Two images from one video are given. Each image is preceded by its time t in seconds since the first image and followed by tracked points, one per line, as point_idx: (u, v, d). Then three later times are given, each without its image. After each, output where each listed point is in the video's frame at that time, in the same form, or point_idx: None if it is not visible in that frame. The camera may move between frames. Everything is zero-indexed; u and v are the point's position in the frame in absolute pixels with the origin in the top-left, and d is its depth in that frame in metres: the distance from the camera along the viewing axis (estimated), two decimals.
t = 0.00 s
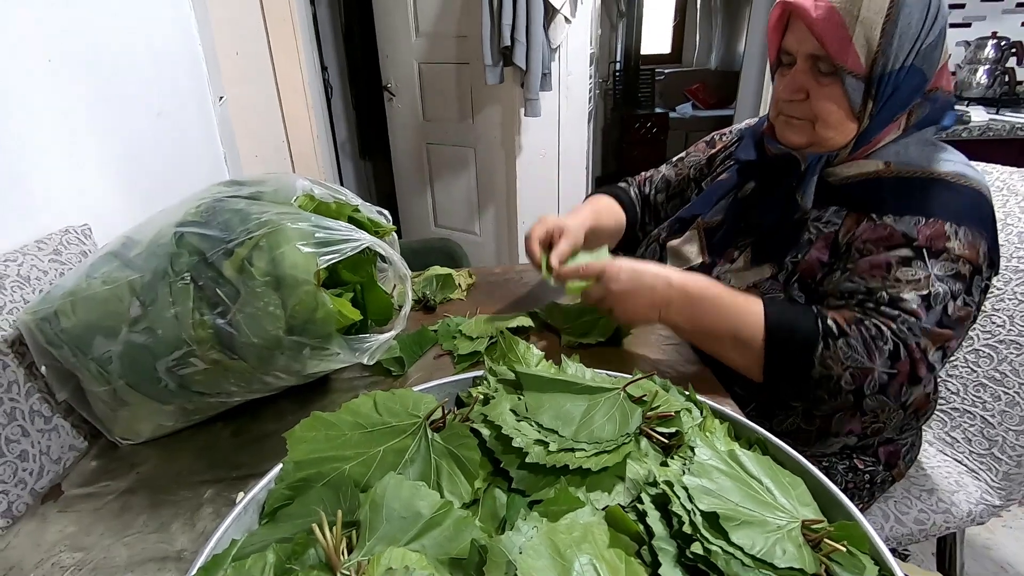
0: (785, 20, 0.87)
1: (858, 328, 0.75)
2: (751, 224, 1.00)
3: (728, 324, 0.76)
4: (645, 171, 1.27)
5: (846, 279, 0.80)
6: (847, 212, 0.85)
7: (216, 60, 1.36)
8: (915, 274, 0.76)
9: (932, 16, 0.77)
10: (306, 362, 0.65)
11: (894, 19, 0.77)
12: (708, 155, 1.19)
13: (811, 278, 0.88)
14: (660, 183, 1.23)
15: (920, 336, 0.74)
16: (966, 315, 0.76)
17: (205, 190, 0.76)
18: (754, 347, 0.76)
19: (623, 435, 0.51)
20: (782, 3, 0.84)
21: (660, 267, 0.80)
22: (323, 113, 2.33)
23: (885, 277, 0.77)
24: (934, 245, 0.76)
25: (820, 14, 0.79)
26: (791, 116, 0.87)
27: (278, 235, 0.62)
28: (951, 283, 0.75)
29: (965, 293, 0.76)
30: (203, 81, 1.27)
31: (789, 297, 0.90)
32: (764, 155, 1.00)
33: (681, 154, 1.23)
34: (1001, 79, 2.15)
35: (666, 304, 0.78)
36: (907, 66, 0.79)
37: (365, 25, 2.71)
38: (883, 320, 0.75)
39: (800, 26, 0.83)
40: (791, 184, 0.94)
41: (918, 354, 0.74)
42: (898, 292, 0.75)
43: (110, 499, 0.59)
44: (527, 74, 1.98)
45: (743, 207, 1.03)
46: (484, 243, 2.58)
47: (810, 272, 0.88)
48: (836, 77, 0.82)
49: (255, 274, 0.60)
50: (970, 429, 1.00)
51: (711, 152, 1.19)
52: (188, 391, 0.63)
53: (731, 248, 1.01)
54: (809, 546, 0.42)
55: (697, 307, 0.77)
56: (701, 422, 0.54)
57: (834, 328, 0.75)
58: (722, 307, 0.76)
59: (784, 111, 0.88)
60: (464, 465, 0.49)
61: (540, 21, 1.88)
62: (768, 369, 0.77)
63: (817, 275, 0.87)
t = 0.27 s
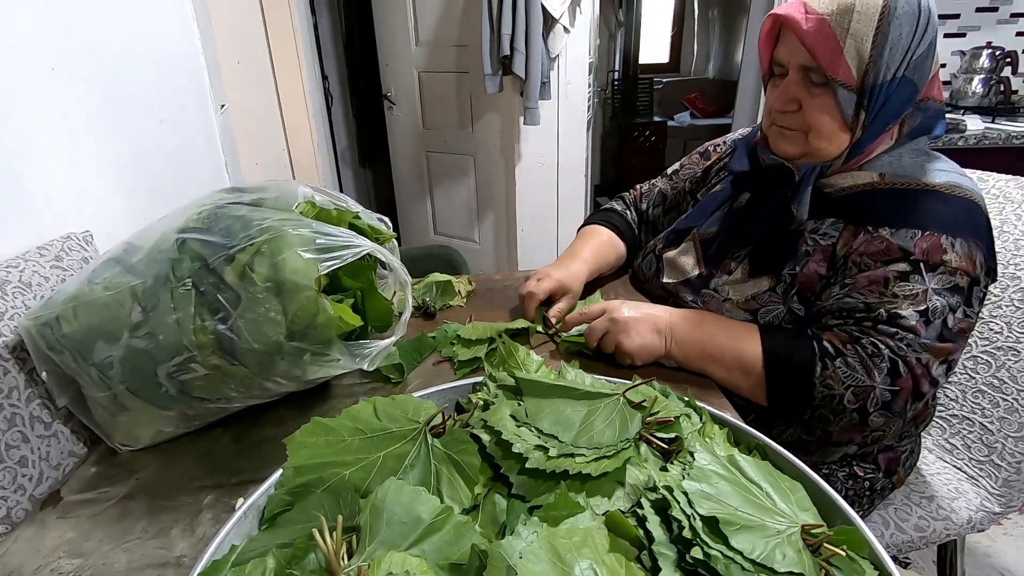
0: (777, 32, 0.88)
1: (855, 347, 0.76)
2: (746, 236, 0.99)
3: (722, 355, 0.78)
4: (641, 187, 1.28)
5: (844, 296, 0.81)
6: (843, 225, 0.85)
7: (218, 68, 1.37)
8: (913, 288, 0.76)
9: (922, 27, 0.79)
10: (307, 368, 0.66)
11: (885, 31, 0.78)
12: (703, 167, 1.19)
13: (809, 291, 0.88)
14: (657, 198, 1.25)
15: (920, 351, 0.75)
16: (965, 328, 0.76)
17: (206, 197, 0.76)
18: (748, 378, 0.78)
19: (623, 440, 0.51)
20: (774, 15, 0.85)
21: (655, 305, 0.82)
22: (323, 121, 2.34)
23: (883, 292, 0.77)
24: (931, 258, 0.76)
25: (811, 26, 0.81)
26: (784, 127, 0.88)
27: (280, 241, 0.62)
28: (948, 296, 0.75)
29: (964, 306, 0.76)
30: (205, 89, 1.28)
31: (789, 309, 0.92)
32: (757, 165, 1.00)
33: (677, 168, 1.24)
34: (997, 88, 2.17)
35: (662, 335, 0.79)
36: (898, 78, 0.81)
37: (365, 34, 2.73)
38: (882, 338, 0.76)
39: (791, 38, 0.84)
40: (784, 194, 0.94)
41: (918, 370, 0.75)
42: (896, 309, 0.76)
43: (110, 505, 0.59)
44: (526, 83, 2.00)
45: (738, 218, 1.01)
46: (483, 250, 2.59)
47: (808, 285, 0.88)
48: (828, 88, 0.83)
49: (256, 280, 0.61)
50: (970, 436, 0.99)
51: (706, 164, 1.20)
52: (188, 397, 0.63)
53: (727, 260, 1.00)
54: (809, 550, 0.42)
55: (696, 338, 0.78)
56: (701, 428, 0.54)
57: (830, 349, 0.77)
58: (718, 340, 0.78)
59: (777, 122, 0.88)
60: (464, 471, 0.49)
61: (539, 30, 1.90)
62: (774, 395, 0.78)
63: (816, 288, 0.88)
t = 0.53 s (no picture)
0: (773, 40, 0.89)
1: (858, 366, 0.76)
2: (742, 245, 0.98)
3: (726, 369, 0.77)
4: (635, 191, 1.28)
5: (845, 311, 0.81)
6: (841, 235, 0.85)
7: (217, 73, 1.38)
8: (914, 302, 0.76)
9: (917, 37, 0.79)
10: (304, 373, 0.65)
11: (880, 39, 0.79)
12: (699, 173, 1.19)
13: (806, 300, 0.89)
14: (652, 203, 1.24)
15: (922, 368, 0.75)
16: (964, 342, 0.77)
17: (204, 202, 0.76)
18: (750, 390, 0.78)
19: (621, 447, 0.51)
20: (770, 23, 0.86)
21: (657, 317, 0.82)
22: (323, 128, 2.35)
23: (884, 307, 0.77)
24: (930, 272, 0.77)
25: (807, 34, 0.81)
26: (780, 134, 0.87)
27: (278, 246, 0.62)
28: (949, 311, 0.76)
29: (963, 320, 0.76)
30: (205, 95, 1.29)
31: (786, 320, 0.92)
32: (753, 174, 0.99)
33: (672, 173, 1.24)
34: (992, 96, 2.19)
35: (666, 348, 0.78)
36: (894, 86, 0.82)
37: (365, 41, 2.74)
38: (884, 355, 0.76)
39: (787, 46, 0.84)
40: (781, 204, 0.93)
41: (920, 388, 0.75)
42: (898, 326, 0.76)
43: (105, 511, 0.59)
44: (524, 89, 2.00)
45: (734, 227, 1.01)
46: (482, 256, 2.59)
47: (806, 295, 0.89)
48: (823, 96, 0.83)
49: (254, 285, 0.60)
50: (968, 443, 0.99)
51: (702, 170, 1.20)
52: (185, 402, 0.63)
53: (724, 269, 1.00)
54: (807, 558, 0.42)
55: (699, 351, 0.78)
56: (699, 434, 0.54)
57: (834, 368, 0.77)
58: (721, 353, 0.78)
59: (773, 130, 0.88)
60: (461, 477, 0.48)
61: (538, 37, 1.91)
62: (776, 408, 0.78)
63: (813, 298, 0.88)
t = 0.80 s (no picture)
0: (773, 41, 0.89)
1: (861, 368, 0.76)
2: (744, 248, 0.97)
3: (726, 374, 0.77)
4: (635, 199, 1.27)
5: (847, 313, 0.81)
6: (843, 236, 0.85)
7: (217, 75, 1.38)
8: (916, 303, 0.76)
9: (917, 38, 0.79)
10: (303, 376, 0.65)
11: (880, 40, 0.79)
12: (699, 179, 1.18)
13: (810, 303, 0.88)
14: (653, 209, 1.24)
15: (925, 370, 0.75)
16: (967, 343, 0.77)
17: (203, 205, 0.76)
18: (752, 396, 0.77)
19: (622, 450, 0.51)
20: (770, 23, 0.85)
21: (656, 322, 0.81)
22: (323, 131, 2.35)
23: (886, 308, 0.77)
24: (933, 273, 0.77)
25: (807, 34, 0.81)
26: (781, 136, 0.87)
27: (277, 248, 0.62)
28: (951, 312, 0.75)
29: (966, 321, 0.76)
30: (205, 97, 1.29)
31: (790, 322, 0.91)
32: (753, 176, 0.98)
33: (672, 179, 1.24)
34: (992, 99, 2.19)
35: (665, 356, 0.77)
36: (894, 88, 0.81)
37: (365, 44, 2.75)
38: (887, 358, 0.76)
39: (787, 47, 0.84)
40: (779, 211, 0.91)
41: (922, 390, 0.75)
42: (901, 328, 0.76)
43: (101, 515, 0.58)
44: (524, 93, 2.00)
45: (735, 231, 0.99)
46: (481, 259, 2.59)
47: (809, 297, 0.88)
48: (823, 97, 0.83)
49: (253, 287, 0.60)
50: (970, 447, 0.99)
51: (701, 176, 1.19)
52: (182, 405, 0.63)
53: (726, 273, 0.99)
54: (809, 562, 0.41)
55: (699, 357, 0.77)
56: (700, 437, 0.54)
57: (836, 371, 0.76)
58: (721, 358, 0.78)
59: (773, 131, 0.88)
60: (461, 481, 0.48)
61: (538, 40, 1.91)
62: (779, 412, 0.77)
63: (817, 300, 0.88)
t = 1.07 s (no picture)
0: (773, 40, 0.89)
1: (857, 365, 0.76)
2: (744, 248, 0.97)
3: (725, 373, 0.77)
4: (635, 198, 1.28)
5: (845, 311, 0.81)
6: (842, 236, 0.85)
7: (218, 76, 1.38)
8: (913, 301, 0.76)
9: (915, 37, 0.79)
10: (302, 377, 0.65)
11: (879, 38, 0.79)
12: (700, 180, 1.19)
13: (809, 303, 0.89)
14: (654, 210, 1.24)
15: (921, 367, 0.75)
16: (965, 341, 0.76)
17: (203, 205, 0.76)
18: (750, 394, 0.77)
19: (623, 451, 0.51)
20: (771, 22, 0.86)
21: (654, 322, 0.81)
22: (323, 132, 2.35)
23: (883, 306, 0.77)
24: (930, 271, 0.76)
25: (807, 32, 0.81)
26: (781, 134, 0.88)
27: (277, 250, 0.62)
28: (948, 309, 0.75)
29: (963, 318, 0.76)
30: (206, 99, 1.29)
31: (789, 322, 0.91)
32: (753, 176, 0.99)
33: (672, 180, 1.24)
34: (991, 101, 2.19)
35: (664, 356, 0.77)
36: (893, 86, 0.81)
37: (365, 46, 2.75)
38: (883, 355, 0.75)
39: (787, 45, 0.85)
40: (780, 209, 0.92)
41: (919, 387, 0.75)
42: (896, 324, 0.76)
43: (101, 516, 0.58)
44: (524, 94, 2.00)
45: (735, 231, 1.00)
46: (482, 261, 2.59)
47: (808, 297, 0.88)
48: (823, 95, 0.83)
49: (252, 288, 0.60)
50: (970, 448, 0.99)
51: (702, 177, 1.20)
52: (182, 406, 0.63)
53: (726, 273, 0.99)
54: (809, 563, 0.41)
55: (697, 356, 0.77)
56: (700, 438, 0.54)
57: (833, 369, 0.77)
58: (718, 357, 0.78)
59: (773, 130, 0.88)
60: (460, 482, 0.48)
61: (538, 42, 1.91)
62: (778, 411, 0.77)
63: (817, 299, 0.88)
